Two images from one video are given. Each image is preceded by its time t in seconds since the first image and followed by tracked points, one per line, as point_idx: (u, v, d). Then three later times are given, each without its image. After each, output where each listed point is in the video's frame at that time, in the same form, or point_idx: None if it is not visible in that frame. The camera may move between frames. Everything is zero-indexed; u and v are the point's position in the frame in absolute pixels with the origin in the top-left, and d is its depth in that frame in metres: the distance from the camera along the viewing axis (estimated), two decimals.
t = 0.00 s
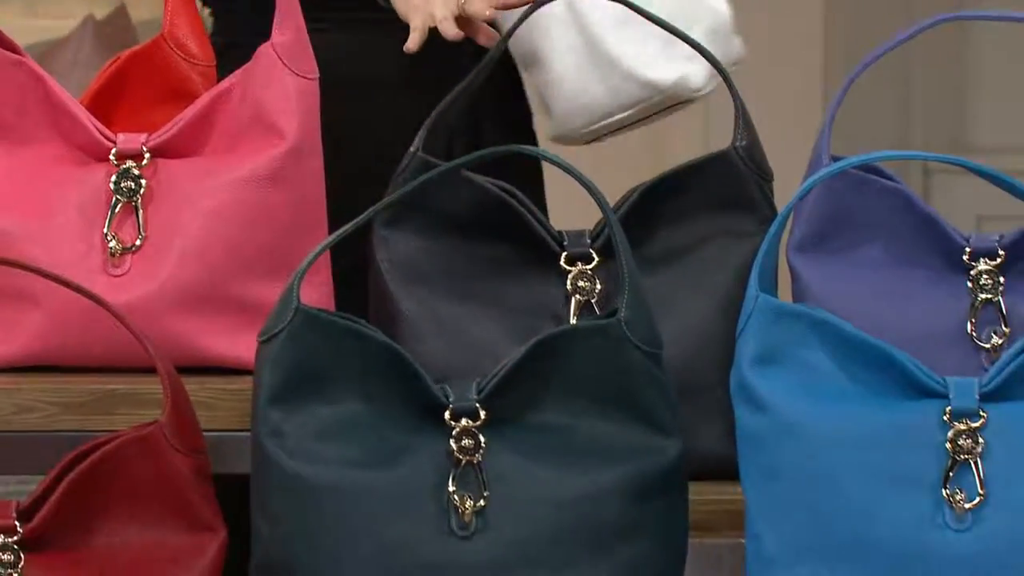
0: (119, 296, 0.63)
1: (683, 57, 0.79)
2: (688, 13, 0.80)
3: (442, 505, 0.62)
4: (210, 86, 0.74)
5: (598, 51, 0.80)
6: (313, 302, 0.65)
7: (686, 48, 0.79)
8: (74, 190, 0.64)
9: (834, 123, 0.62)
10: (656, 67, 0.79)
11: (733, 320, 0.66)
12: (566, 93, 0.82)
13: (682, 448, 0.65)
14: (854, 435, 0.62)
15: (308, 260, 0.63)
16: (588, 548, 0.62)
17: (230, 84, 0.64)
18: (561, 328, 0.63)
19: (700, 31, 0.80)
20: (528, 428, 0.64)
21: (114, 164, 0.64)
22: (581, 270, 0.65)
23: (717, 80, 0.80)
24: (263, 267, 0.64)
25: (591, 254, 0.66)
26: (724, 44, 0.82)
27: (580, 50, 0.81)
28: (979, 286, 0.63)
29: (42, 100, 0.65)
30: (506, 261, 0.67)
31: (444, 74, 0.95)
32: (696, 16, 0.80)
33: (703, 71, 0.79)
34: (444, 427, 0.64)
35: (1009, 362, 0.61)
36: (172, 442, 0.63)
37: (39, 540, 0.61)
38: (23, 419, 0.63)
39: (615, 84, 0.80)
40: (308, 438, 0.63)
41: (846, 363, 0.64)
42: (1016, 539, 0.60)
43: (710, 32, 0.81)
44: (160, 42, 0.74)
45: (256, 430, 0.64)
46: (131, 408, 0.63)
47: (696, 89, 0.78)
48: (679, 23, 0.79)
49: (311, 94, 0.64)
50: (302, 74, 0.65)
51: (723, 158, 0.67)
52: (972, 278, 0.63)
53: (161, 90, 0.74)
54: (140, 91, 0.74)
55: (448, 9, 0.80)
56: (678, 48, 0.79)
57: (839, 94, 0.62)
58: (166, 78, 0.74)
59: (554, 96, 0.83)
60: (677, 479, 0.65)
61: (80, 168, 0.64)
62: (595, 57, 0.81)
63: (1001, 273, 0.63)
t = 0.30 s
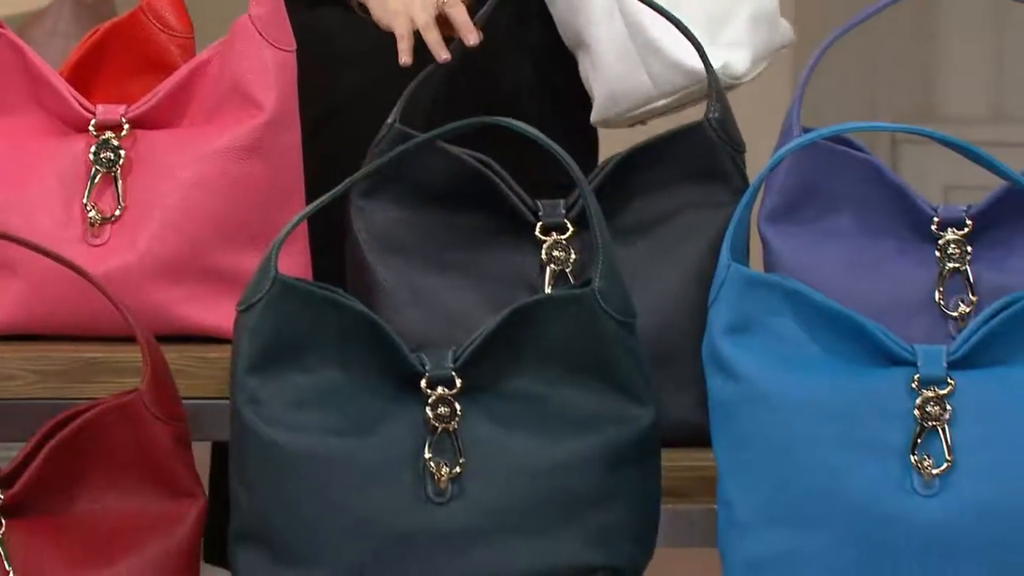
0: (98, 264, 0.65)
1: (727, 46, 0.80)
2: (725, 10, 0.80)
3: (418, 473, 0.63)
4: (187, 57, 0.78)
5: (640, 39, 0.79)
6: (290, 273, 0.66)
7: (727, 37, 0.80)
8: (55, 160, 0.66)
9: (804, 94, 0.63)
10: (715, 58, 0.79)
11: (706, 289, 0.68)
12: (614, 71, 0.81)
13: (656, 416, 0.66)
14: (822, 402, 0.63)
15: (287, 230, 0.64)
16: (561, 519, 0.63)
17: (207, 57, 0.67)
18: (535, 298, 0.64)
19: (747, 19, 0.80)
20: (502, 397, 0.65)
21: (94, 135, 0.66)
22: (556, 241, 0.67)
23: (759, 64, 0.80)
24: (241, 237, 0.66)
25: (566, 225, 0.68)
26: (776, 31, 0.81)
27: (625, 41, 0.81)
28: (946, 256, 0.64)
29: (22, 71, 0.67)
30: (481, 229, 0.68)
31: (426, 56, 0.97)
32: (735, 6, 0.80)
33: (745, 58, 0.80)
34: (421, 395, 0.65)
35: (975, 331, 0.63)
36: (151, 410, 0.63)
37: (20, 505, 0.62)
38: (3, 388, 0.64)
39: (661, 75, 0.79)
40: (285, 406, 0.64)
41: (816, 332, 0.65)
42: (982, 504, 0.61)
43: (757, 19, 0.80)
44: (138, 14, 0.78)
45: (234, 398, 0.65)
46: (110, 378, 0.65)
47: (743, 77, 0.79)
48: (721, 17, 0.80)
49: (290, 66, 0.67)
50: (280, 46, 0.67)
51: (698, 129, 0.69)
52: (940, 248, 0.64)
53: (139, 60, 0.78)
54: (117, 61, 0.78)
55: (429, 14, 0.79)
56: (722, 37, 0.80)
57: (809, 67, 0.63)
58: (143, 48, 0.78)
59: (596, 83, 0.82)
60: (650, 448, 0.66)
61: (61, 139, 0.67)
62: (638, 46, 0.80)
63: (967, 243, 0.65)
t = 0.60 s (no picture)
0: (80, 239, 0.70)
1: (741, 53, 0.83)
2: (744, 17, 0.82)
3: (396, 447, 0.64)
4: (167, 37, 0.83)
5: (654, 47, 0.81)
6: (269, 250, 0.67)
7: (744, 42, 0.82)
8: (39, 137, 0.72)
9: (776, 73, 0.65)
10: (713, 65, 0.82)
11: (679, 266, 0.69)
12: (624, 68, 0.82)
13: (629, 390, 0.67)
14: (792, 377, 0.64)
15: (266, 207, 0.65)
16: (536, 493, 0.65)
17: (188, 37, 0.73)
18: (510, 274, 0.65)
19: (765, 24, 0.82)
20: (478, 371, 0.66)
21: (75, 114, 0.72)
22: (530, 219, 0.69)
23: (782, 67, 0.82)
24: (220, 214, 0.71)
25: (540, 203, 0.70)
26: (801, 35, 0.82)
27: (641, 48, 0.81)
28: (914, 232, 0.66)
29: (6, 52, 0.73)
30: (456, 206, 0.71)
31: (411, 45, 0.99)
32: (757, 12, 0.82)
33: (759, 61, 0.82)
34: (400, 370, 0.66)
35: (942, 305, 0.64)
36: (132, 384, 0.64)
37: (4, 479, 0.63)
38: None
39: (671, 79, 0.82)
40: (264, 382, 0.65)
41: (787, 308, 0.66)
42: (949, 476, 0.62)
43: (776, 24, 0.82)
44: None
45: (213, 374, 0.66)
46: (89, 351, 0.68)
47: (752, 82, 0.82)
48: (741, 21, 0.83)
49: (268, 47, 0.72)
50: (259, 29, 0.72)
51: (670, 109, 0.71)
52: (908, 225, 0.66)
53: (121, 40, 0.82)
54: (98, 42, 0.82)
55: None
56: (740, 42, 0.83)
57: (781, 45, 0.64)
58: (125, 29, 0.82)
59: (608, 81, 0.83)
60: (624, 422, 0.67)
61: (46, 117, 0.73)
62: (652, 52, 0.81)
63: (934, 219, 0.67)
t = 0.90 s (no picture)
0: (63, 223, 0.72)
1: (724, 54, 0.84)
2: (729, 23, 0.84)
3: (375, 428, 0.65)
4: (148, 23, 0.83)
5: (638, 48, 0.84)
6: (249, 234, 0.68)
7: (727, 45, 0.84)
8: (23, 122, 0.74)
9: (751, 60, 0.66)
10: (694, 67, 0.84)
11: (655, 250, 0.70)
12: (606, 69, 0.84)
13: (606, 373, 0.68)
14: (765, 359, 0.65)
15: (247, 192, 0.66)
16: (513, 474, 0.66)
17: (170, 23, 0.75)
18: (488, 258, 0.66)
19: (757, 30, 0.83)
20: (456, 353, 0.67)
21: (58, 100, 0.74)
22: (517, 194, 0.73)
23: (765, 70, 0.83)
24: (201, 199, 0.74)
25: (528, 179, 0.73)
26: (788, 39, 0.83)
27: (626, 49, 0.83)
28: (885, 217, 0.68)
29: None
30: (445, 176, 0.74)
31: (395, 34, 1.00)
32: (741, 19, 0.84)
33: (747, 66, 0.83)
34: (379, 353, 0.67)
35: (912, 289, 0.65)
36: (116, 368, 0.66)
37: None
38: None
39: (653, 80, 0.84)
40: (246, 363, 0.66)
41: (761, 292, 0.67)
42: (919, 456, 0.63)
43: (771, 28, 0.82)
44: None
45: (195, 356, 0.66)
46: (73, 334, 0.70)
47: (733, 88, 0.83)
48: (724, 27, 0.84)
49: (249, 34, 0.74)
50: (241, 17, 0.74)
51: (650, 103, 0.72)
52: (879, 210, 0.67)
53: (103, 27, 0.83)
54: (81, 30, 0.83)
55: None
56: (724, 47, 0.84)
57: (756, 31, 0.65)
58: (106, 17, 0.83)
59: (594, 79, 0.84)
60: (600, 404, 0.68)
61: (30, 102, 0.75)
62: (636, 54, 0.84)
63: (906, 204, 0.68)
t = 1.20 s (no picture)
0: (48, 217, 0.74)
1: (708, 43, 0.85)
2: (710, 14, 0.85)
3: (357, 418, 0.66)
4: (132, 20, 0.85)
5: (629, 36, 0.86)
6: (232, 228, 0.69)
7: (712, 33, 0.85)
8: (11, 118, 0.76)
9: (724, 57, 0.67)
10: (687, 58, 0.85)
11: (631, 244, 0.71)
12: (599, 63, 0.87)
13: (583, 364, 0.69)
14: (739, 350, 0.66)
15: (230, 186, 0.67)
16: (492, 463, 0.67)
17: (155, 21, 0.77)
18: (467, 252, 0.67)
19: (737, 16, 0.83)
20: (436, 345, 0.68)
21: (44, 96, 0.76)
22: (474, 198, 0.72)
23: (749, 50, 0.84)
24: (185, 194, 0.76)
25: (484, 182, 0.72)
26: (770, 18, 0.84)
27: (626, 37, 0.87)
28: (857, 211, 0.70)
29: None
30: (400, 185, 0.72)
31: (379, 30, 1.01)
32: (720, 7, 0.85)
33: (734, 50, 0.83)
34: (360, 344, 0.68)
35: (883, 282, 0.67)
36: (102, 359, 0.67)
37: None
38: None
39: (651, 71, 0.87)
40: (228, 355, 0.67)
41: (735, 284, 0.68)
42: (891, 446, 0.65)
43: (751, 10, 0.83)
44: None
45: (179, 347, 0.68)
46: (61, 326, 0.73)
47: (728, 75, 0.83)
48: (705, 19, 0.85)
49: (231, 30, 0.77)
50: (225, 15, 0.77)
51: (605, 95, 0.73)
52: (850, 204, 0.69)
53: (86, 24, 0.85)
54: (66, 28, 0.84)
55: None
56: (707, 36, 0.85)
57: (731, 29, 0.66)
58: (90, 15, 0.84)
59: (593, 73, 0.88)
60: (577, 395, 0.69)
61: (18, 99, 0.77)
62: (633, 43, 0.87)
63: (877, 198, 0.70)
